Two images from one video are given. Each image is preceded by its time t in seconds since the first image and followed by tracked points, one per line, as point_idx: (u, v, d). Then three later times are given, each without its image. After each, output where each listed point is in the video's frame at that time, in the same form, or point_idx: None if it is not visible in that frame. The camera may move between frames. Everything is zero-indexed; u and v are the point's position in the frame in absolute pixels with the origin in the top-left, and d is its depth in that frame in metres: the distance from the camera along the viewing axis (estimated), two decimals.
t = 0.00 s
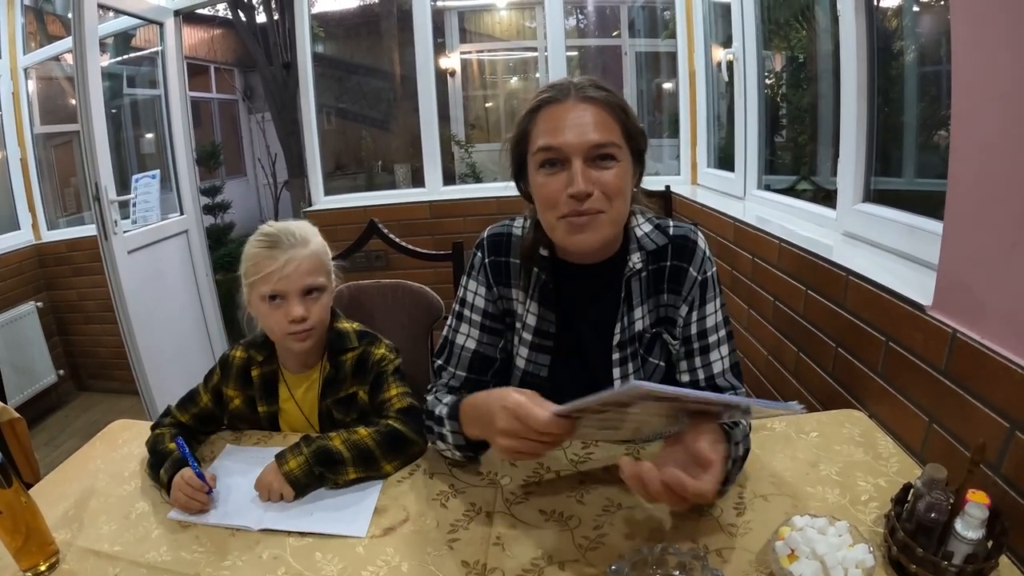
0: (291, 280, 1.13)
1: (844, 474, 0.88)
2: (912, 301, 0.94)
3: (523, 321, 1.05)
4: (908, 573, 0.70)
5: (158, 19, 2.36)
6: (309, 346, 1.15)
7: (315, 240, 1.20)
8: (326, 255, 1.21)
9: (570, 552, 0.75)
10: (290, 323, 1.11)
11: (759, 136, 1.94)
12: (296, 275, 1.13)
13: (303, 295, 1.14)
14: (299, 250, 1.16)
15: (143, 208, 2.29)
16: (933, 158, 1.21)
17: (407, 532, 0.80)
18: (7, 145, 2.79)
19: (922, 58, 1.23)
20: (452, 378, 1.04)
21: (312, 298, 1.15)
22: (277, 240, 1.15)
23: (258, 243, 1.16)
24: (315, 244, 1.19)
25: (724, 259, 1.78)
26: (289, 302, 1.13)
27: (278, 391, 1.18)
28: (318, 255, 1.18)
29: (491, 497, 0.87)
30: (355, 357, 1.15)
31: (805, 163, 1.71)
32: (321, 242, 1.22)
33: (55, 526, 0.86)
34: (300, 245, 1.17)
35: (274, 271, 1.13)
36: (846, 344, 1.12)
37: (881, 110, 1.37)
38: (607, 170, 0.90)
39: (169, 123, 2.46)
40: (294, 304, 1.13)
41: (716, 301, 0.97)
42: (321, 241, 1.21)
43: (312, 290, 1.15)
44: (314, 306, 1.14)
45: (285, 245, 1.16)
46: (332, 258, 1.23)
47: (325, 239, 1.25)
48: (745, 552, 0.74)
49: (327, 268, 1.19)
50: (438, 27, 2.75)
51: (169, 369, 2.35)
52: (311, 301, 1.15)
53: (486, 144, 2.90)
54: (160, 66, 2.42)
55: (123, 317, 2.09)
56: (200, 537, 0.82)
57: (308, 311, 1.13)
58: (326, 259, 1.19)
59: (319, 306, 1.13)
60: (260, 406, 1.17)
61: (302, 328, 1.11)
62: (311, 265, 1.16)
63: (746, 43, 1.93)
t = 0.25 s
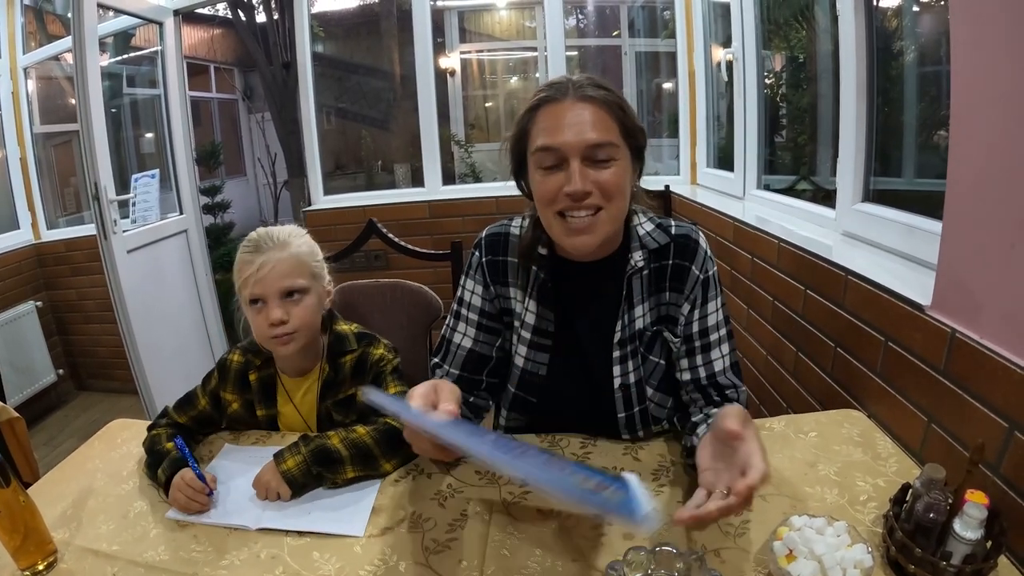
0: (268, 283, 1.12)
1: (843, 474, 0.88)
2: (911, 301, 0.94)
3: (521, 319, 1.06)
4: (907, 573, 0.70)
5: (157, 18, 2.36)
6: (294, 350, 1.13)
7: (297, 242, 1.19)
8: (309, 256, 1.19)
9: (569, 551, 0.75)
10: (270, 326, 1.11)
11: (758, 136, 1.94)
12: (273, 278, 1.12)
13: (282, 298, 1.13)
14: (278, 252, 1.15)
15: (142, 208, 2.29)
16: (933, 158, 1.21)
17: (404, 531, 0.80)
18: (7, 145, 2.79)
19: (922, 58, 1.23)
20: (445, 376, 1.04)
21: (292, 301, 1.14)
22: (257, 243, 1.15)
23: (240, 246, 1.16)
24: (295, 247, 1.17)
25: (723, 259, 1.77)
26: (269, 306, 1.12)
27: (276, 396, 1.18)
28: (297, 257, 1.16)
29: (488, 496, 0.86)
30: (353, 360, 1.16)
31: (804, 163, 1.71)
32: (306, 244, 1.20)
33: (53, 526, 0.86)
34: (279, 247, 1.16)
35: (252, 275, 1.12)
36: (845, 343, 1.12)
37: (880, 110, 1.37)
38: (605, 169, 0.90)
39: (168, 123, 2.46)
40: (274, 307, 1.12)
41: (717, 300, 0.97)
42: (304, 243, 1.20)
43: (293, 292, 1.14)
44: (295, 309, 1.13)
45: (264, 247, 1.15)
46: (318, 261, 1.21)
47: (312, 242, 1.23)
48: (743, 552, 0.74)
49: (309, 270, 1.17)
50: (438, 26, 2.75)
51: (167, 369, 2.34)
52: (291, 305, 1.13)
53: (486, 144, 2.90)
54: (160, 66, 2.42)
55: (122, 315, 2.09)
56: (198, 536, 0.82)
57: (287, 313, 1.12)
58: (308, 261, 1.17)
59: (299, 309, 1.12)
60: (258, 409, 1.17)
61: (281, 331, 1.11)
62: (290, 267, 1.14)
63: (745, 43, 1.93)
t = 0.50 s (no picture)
0: (268, 287, 1.13)
1: (844, 476, 0.88)
2: (913, 301, 0.93)
3: (523, 320, 1.06)
4: None
5: (157, 18, 2.36)
6: (293, 355, 1.14)
7: (301, 247, 1.20)
8: (311, 262, 1.20)
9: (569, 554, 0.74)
10: (268, 331, 1.11)
11: (758, 135, 1.94)
12: (273, 281, 1.13)
13: (281, 303, 1.14)
14: (279, 257, 1.16)
15: (142, 208, 2.29)
16: (934, 158, 1.20)
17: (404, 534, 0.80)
18: (7, 145, 2.79)
19: (923, 58, 1.22)
20: (446, 377, 1.04)
21: (292, 306, 1.14)
22: (261, 247, 1.17)
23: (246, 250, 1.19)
24: (297, 252, 1.18)
25: (723, 259, 1.77)
26: (268, 310, 1.13)
27: (277, 397, 1.18)
28: (297, 262, 1.17)
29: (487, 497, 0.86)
30: (352, 363, 1.17)
31: (805, 163, 1.71)
32: (309, 249, 1.21)
33: (52, 527, 0.86)
34: (281, 252, 1.17)
35: (252, 279, 1.14)
36: (847, 344, 1.12)
37: (881, 110, 1.36)
38: (598, 185, 0.90)
39: (168, 123, 2.46)
40: (273, 312, 1.13)
41: (718, 300, 0.95)
42: (307, 247, 1.21)
43: (292, 298, 1.15)
44: (293, 314, 1.14)
45: (267, 251, 1.17)
46: (321, 268, 1.22)
47: (315, 248, 1.24)
48: (745, 554, 0.74)
49: (309, 276, 1.18)
50: (438, 26, 2.74)
51: (167, 369, 2.33)
52: (290, 310, 1.14)
53: (486, 143, 2.90)
54: (160, 65, 2.41)
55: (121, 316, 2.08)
56: (197, 538, 0.82)
57: (285, 319, 1.13)
58: (309, 267, 1.18)
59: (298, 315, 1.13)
60: (259, 411, 1.16)
61: (279, 336, 1.11)
62: (292, 271, 1.15)
63: (746, 43, 1.93)
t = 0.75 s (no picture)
0: (257, 311, 1.08)
1: (845, 478, 0.88)
2: (915, 303, 0.93)
3: (523, 321, 1.06)
4: None
5: (157, 18, 2.36)
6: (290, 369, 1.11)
7: (290, 263, 1.13)
8: (302, 278, 1.13)
9: (570, 556, 0.74)
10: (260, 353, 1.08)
11: (759, 136, 1.93)
12: (261, 306, 1.08)
13: (271, 326, 1.08)
14: (266, 279, 1.09)
15: (142, 208, 2.29)
16: (935, 158, 1.20)
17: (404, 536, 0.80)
18: (7, 145, 2.78)
19: (923, 58, 1.22)
20: (444, 377, 1.05)
21: (282, 328, 1.09)
22: (250, 265, 1.10)
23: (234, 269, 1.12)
24: (288, 270, 1.12)
25: (724, 259, 1.77)
26: (258, 334, 1.09)
27: (279, 398, 1.17)
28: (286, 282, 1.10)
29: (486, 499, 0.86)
30: (350, 365, 1.17)
31: (805, 163, 1.70)
32: (299, 264, 1.14)
33: (51, 528, 0.85)
34: (268, 273, 1.10)
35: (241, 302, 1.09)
36: (848, 345, 1.11)
37: (882, 111, 1.36)
38: (597, 188, 0.89)
39: (168, 123, 2.45)
40: (263, 334, 1.09)
41: (719, 302, 0.95)
42: (297, 263, 1.13)
43: (283, 320, 1.09)
44: (285, 336, 1.09)
45: (253, 273, 1.10)
46: (315, 282, 1.16)
47: (308, 257, 1.18)
48: (746, 557, 0.73)
49: (301, 295, 1.12)
50: (438, 26, 2.74)
51: (167, 369, 2.33)
52: (281, 331, 1.09)
53: (486, 143, 2.89)
54: (160, 65, 2.41)
55: (121, 316, 2.08)
56: (196, 540, 0.82)
57: (276, 341, 1.08)
58: (300, 286, 1.12)
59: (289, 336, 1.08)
60: (261, 413, 1.15)
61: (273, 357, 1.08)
62: (281, 293, 1.09)
63: (746, 43, 1.92)
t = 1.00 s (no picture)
0: (244, 314, 1.07)
1: (844, 476, 0.87)
2: (913, 301, 0.93)
3: (520, 319, 1.06)
4: None
5: (155, 17, 2.35)
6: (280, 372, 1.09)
7: (278, 265, 1.12)
8: (291, 281, 1.12)
9: (568, 554, 0.74)
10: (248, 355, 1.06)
11: (757, 134, 1.93)
12: (250, 309, 1.07)
13: (260, 329, 1.07)
14: (255, 282, 1.09)
15: (140, 207, 2.29)
16: (933, 157, 1.20)
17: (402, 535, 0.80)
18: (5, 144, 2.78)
19: (922, 57, 1.22)
20: (441, 376, 1.04)
21: (270, 331, 1.07)
22: (238, 268, 1.10)
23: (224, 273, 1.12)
24: (275, 272, 1.10)
25: (722, 258, 1.77)
26: (247, 336, 1.07)
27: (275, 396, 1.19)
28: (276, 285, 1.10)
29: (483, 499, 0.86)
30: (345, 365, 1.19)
31: (804, 162, 1.70)
32: (288, 266, 1.13)
33: (48, 528, 0.85)
34: (256, 276, 1.09)
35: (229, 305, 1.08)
36: (846, 344, 1.11)
37: (881, 110, 1.36)
38: (596, 184, 0.89)
39: (166, 122, 2.45)
40: (252, 336, 1.07)
41: (716, 300, 0.95)
42: (285, 265, 1.12)
43: (271, 322, 1.07)
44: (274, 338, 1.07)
45: (242, 276, 1.09)
46: (304, 285, 1.14)
47: (299, 259, 1.16)
48: (744, 555, 0.73)
49: (289, 298, 1.10)
50: (437, 25, 2.74)
51: (166, 367, 2.33)
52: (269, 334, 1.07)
53: (485, 143, 2.89)
54: (159, 65, 2.40)
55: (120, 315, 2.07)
56: (193, 539, 0.82)
57: (265, 343, 1.06)
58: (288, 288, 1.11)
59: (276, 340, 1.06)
60: (258, 410, 1.17)
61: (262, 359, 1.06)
62: (268, 295, 1.08)
63: (745, 42, 1.92)
